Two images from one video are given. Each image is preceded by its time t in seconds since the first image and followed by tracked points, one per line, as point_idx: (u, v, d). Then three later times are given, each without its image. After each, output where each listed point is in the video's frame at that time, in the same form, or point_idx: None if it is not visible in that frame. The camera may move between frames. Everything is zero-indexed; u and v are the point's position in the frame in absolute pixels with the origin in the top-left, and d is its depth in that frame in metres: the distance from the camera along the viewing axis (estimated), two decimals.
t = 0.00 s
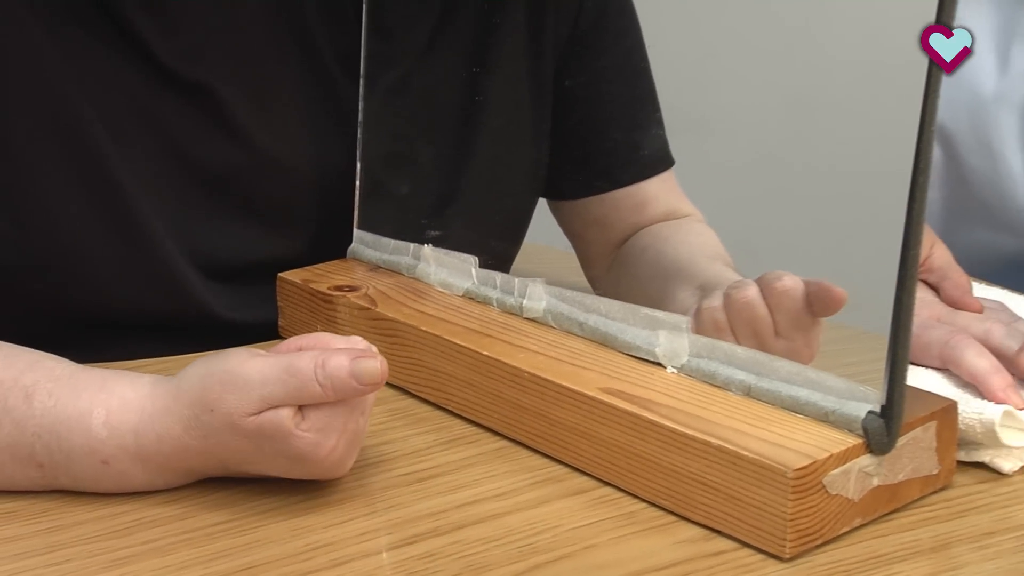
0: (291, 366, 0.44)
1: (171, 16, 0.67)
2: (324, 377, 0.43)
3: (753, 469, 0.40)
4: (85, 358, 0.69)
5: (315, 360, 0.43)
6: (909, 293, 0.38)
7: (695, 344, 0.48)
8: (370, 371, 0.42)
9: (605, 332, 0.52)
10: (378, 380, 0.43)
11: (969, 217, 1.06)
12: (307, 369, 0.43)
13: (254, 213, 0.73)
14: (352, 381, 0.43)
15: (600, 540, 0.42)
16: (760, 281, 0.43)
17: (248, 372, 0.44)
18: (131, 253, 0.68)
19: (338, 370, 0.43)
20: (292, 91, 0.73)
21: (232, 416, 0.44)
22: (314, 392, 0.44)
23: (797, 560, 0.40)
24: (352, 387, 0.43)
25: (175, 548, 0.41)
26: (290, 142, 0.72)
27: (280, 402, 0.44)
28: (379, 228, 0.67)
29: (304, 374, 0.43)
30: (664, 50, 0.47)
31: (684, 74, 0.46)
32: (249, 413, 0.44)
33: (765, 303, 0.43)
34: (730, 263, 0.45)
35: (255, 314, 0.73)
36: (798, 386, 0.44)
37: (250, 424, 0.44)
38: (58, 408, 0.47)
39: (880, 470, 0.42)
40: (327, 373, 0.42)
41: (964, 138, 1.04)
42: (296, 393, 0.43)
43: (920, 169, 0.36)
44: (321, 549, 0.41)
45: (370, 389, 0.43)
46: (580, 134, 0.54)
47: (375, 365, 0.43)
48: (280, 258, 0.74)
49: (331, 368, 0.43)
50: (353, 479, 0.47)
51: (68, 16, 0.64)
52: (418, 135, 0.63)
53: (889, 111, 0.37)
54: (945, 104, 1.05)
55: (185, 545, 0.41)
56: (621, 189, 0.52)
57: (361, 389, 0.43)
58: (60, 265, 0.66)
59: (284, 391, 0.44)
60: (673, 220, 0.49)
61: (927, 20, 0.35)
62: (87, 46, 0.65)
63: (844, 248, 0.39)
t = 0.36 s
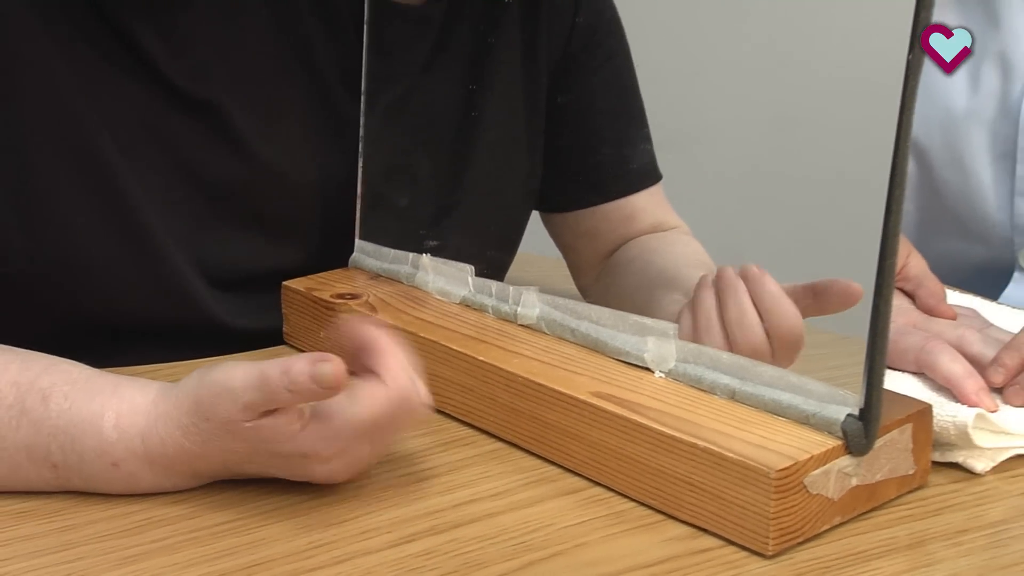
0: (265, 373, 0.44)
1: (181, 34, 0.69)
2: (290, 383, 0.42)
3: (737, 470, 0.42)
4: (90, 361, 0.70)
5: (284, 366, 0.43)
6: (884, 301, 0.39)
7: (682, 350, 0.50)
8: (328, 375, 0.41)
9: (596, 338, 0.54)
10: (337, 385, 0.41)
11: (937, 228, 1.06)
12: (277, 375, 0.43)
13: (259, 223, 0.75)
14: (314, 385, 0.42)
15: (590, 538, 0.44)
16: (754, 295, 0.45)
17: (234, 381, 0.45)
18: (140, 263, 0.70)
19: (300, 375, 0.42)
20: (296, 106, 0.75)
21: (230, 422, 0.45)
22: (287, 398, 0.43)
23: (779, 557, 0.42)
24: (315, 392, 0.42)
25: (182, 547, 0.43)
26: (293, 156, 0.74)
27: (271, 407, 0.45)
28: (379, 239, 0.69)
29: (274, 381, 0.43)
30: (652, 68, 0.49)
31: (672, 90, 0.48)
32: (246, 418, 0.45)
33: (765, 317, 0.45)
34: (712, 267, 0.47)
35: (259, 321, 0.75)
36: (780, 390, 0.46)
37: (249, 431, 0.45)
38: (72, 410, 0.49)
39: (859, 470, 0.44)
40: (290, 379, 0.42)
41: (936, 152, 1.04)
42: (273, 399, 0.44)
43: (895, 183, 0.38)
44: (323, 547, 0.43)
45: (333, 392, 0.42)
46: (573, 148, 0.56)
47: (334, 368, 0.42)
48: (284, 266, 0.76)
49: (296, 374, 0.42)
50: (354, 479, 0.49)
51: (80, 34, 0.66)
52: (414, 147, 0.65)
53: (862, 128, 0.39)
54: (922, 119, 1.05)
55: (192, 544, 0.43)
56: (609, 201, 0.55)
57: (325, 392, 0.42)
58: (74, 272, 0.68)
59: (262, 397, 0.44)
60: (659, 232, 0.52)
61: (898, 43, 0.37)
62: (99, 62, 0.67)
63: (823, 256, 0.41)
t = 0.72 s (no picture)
0: (261, 385, 0.46)
1: (188, 54, 0.71)
2: (283, 393, 0.45)
3: (723, 472, 0.44)
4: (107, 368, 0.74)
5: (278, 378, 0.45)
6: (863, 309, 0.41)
7: (670, 356, 0.52)
8: (317, 385, 0.43)
9: (588, 345, 0.56)
10: (326, 395, 0.43)
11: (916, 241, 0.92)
12: (271, 387, 0.45)
13: (264, 235, 0.77)
14: (304, 395, 0.43)
15: (582, 538, 0.46)
16: (755, 309, 0.46)
17: (235, 392, 0.47)
18: (151, 274, 0.72)
19: (292, 386, 0.44)
20: (301, 122, 0.77)
21: (236, 430, 0.47)
22: (282, 408, 0.45)
23: (762, 556, 0.44)
24: (305, 402, 0.44)
25: (190, 547, 0.44)
26: (298, 169, 0.77)
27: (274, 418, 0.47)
28: (380, 250, 0.71)
29: (268, 392, 0.45)
30: (642, 86, 0.51)
31: (661, 107, 0.50)
32: (251, 427, 0.47)
33: (772, 330, 0.46)
34: (700, 277, 0.49)
35: (265, 328, 0.77)
36: (763, 396, 0.48)
37: (258, 440, 0.48)
38: (86, 414, 0.51)
39: (839, 472, 0.45)
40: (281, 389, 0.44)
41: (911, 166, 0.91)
42: (270, 409, 0.46)
43: (871, 197, 0.40)
44: (325, 547, 0.44)
45: (323, 402, 0.44)
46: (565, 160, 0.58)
47: (324, 378, 0.43)
48: (290, 277, 0.78)
49: (288, 385, 0.44)
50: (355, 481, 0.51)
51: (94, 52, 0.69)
52: (414, 161, 0.67)
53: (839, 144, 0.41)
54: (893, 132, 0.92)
55: (199, 544, 0.45)
56: (599, 212, 0.57)
57: (315, 401, 0.44)
58: (84, 288, 0.70)
59: (259, 407, 0.46)
60: (650, 243, 0.53)
61: (875, 64, 0.39)
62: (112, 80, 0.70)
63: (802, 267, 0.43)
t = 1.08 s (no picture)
0: (271, 399, 0.48)
1: (201, 74, 0.73)
2: (294, 407, 0.47)
3: (709, 475, 0.46)
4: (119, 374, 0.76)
5: (289, 393, 0.47)
6: (841, 319, 0.42)
7: (658, 363, 0.54)
8: (332, 400, 0.46)
9: (580, 352, 0.58)
10: (339, 410, 0.46)
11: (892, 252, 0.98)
12: (282, 401, 0.47)
13: (269, 246, 0.79)
14: (317, 409, 0.46)
15: (574, 538, 0.48)
16: (739, 322, 0.48)
17: (243, 404, 0.49)
18: (161, 283, 0.74)
19: (304, 400, 0.46)
20: (308, 139, 0.80)
21: (242, 440, 0.50)
22: (291, 422, 0.48)
23: (747, 556, 0.46)
24: (317, 416, 0.46)
25: (197, 547, 0.46)
26: (303, 183, 0.79)
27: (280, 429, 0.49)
28: (380, 260, 0.73)
29: (278, 406, 0.47)
30: (631, 103, 0.53)
31: (650, 122, 0.52)
32: (257, 438, 0.50)
33: (757, 343, 0.48)
34: (688, 286, 0.52)
35: (269, 335, 0.80)
36: (748, 401, 0.50)
37: (264, 449, 0.50)
38: (98, 418, 0.53)
39: (820, 475, 0.47)
40: (294, 403, 0.46)
41: (890, 181, 0.93)
42: (279, 422, 0.48)
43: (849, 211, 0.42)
44: (327, 548, 0.46)
45: (335, 416, 0.46)
46: (559, 175, 0.60)
47: (337, 394, 0.46)
48: (294, 286, 0.80)
49: (300, 400, 0.47)
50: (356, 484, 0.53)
51: (109, 69, 0.71)
52: (415, 178, 0.69)
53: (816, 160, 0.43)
54: (874, 148, 0.94)
55: (205, 544, 0.47)
56: (592, 224, 0.59)
57: (327, 416, 0.46)
58: (97, 298, 0.72)
59: (268, 419, 0.48)
60: (639, 253, 0.56)
61: (853, 84, 0.41)
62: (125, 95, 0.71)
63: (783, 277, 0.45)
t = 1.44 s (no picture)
0: (273, 412, 0.51)
1: (207, 92, 0.75)
2: (296, 420, 0.49)
3: (696, 477, 0.48)
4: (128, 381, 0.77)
5: (292, 406, 0.50)
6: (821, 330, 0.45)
7: (647, 370, 0.56)
8: (333, 415, 0.48)
9: (572, 360, 0.60)
10: (339, 425, 0.48)
11: (877, 261, 1.04)
12: (284, 415, 0.50)
13: (275, 257, 0.81)
14: (318, 423, 0.49)
15: (566, 538, 0.49)
16: (727, 332, 0.50)
17: (246, 416, 0.52)
18: (171, 293, 0.76)
19: (306, 414, 0.49)
20: (309, 154, 0.81)
21: (244, 450, 0.52)
22: (292, 435, 0.50)
23: (732, 555, 0.47)
24: (317, 430, 0.49)
25: (204, 547, 0.49)
26: (305, 197, 0.81)
27: (281, 440, 0.51)
28: (381, 270, 0.75)
29: (281, 419, 0.50)
30: (623, 120, 0.55)
31: (641, 138, 0.54)
32: (259, 449, 0.52)
33: (744, 353, 0.50)
34: (676, 296, 0.54)
35: (274, 343, 0.82)
36: (733, 407, 0.52)
37: (264, 460, 0.52)
38: (109, 425, 0.55)
39: (802, 477, 0.49)
40: (296, 416, 0.49)
41: (870, 195, 0.99)
42: (280, 434, 0.50)
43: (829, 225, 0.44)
44: (329, 548, 0.48)
45: (334, 430, 0.49)
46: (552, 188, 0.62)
47: (338, 409, 0.49)
48: (298, 295, 0.82)
49: (301, 413, 0.49)
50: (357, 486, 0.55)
51: (121, 91, 0.72)
52: (412, 193, 0.71)
53: (796, 176, 0.45)
54: (854, 162, 1.01)
55: (212, 545, 0.49)
56: (584, 237, 0.61)
57: (327, 430, 0.49)
58: (109, 309, 0.74)
59: (270, 432, 0.50)
60: (630, 264, 0.58)
61: (832, 103, 0.43)
62: (132, 111, 0.72)
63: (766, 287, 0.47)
